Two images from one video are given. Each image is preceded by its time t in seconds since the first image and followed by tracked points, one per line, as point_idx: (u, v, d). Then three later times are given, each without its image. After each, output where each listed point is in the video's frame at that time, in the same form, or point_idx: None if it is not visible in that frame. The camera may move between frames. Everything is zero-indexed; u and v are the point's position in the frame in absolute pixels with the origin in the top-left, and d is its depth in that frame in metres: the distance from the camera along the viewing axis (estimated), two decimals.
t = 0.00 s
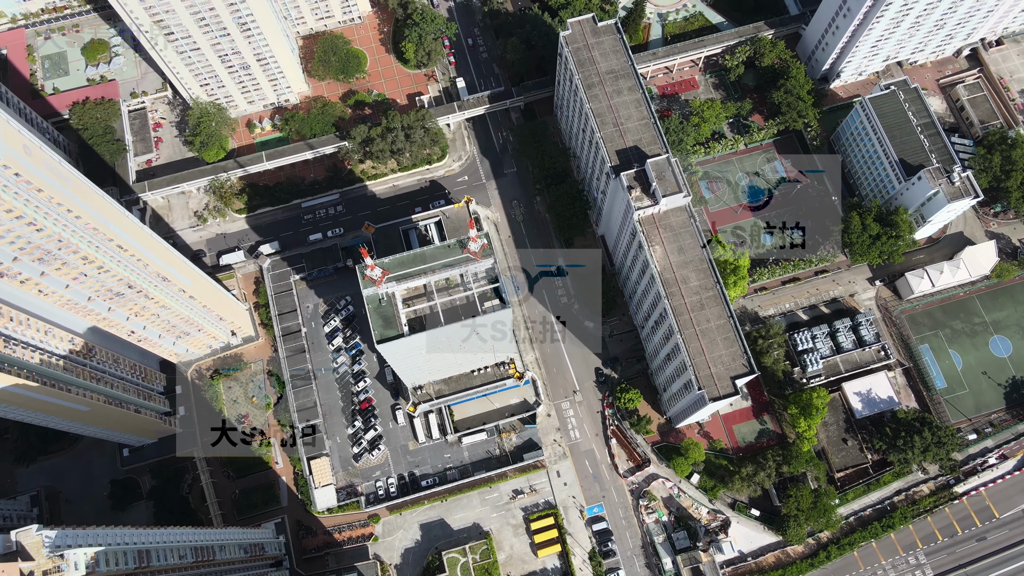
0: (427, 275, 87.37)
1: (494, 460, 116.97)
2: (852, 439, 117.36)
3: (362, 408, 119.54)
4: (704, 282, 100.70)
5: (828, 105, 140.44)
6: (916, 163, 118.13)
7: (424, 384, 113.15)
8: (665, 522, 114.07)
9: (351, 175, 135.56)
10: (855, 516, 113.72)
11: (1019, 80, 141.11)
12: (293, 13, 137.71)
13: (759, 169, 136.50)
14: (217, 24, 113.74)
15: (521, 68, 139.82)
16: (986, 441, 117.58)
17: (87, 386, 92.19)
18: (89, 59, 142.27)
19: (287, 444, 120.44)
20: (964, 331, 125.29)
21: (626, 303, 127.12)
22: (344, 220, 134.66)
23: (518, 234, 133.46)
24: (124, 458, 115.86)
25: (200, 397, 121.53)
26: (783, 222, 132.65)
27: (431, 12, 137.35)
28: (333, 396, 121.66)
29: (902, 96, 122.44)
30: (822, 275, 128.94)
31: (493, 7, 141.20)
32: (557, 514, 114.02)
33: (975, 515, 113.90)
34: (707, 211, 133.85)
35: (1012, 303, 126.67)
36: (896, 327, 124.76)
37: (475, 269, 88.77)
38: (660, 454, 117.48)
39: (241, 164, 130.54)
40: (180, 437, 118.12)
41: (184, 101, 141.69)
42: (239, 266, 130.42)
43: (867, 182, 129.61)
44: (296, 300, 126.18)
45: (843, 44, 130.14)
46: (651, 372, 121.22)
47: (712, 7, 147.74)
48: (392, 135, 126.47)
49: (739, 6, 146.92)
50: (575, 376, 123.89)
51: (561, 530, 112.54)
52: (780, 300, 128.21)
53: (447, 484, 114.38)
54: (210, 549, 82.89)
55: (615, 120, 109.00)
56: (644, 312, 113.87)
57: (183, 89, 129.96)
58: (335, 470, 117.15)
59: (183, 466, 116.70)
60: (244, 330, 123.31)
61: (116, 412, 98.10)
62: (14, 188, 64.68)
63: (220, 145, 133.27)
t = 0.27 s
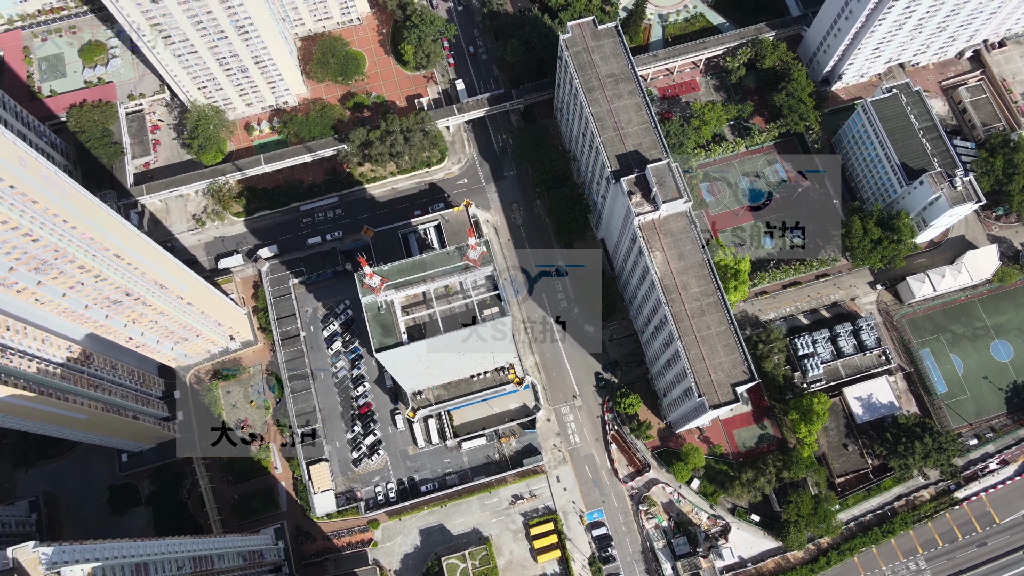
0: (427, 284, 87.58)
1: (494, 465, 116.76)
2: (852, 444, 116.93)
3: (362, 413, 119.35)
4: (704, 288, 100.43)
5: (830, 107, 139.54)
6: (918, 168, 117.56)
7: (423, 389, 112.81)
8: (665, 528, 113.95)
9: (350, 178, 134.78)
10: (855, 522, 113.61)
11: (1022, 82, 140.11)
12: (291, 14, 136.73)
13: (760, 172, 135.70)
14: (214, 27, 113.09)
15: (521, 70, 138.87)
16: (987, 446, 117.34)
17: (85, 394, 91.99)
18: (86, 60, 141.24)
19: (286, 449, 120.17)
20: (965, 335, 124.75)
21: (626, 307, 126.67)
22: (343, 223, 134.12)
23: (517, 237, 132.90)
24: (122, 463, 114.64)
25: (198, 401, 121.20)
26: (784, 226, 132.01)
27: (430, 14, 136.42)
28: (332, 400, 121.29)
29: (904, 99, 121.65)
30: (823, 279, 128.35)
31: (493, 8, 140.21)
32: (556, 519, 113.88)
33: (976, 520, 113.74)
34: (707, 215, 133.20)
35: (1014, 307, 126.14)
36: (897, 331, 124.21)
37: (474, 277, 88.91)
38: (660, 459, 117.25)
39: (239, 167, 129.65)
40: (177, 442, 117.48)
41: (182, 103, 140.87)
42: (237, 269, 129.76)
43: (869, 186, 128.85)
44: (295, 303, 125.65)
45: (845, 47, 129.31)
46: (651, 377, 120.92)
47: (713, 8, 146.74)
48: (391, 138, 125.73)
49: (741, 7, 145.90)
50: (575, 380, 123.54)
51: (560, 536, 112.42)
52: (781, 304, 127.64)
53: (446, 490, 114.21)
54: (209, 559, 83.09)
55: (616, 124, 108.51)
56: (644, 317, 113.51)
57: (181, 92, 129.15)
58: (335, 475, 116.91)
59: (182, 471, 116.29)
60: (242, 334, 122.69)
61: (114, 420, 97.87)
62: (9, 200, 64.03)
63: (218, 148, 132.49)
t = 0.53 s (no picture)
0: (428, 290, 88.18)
1: (493, 470, 116.54)
2: (853, 449, 116.63)
3: (362, 417, 118.58)
4: (704, 295, 100.22)
5: (831, 110, 138.69)
6: (920, 172, 116.99)
7: (422, 395, 112.44)
8: (665, 533, 113.85)
9: (349, 181, 133.99)
10: (856, 527, 113.42)
11: None
12: (289, 16, 135.84)
13: (761, 174, 135.03)
14: (212, 30, 112.62)
15: (521, 72, 138.05)
16: (987, 451, 117.10)
17: (82, 402, 91.85)
18: (83, 62, 140.22)
19: (285, 454, 119.77)
20: (966, 340, 124.23)
21: (626, 311, 126.24)
22: (342, 226, 133.44)
23: (517, 241, 132.35)
24: (121, 468, 114.91)
25: (197, 406, 120.85)
26: (784, 229, 131.35)
27: (429, 16, 135.53)
28: (332, 405, 120.67)
29: (906, 102, 120.97)
30: (824, 283, 127.73)
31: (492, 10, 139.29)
32: (556, 525, 113.65)
33: (976, 525, 113.54)
34: (709, 218, 132.29)
35: (1015, 311, 125.50)
36: (898, 336, 123.66)
37: (473, 284, 89.19)
38: (660, 464, 116.98)
39: (238, 171, 129.11)
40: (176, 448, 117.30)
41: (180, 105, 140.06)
42: (236, 273, 129.14)
43: (870, 189, 128.24)
44: (294, 307, 124.83)
45: (847, 49, 128.56)
46: (651, 382, 120.61)
47: (714, 9, 145.67)
48: (390, 141, 125.02)
49: (742, 8, 144.89)
50: (575, 385, 123.17)
51: (560, 541, 112.25)
52: (781, 308, 126.99)
53: (445, 495, 114.12)
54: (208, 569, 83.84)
55: (616, 129, 108.18)
56: (644, 322, 113.21)
57: (178, 95, 128.43)
58: (334, 480, 116.60)
59: (181, 477, 116.18)
60: (241, 339, 122.15)
61: (112, 427, 97.75)
62: (4, 212, 63.75)
63: (217, 151, 131.78)
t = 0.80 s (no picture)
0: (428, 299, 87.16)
1: (492, 475, 116.34)
2: (853, 454, 116.43)
3: (361, 422, 118.33)
4: (704, 301, 99.99)
5: (833, 112, 137.77)
6: (921, 175, 116.42)
7: (422, 400, 112.07)
8: (665, 538, 113.90)
9: (348, 184, 133.30)
10: (856, 532, 113.33)
11: None
12: (287, 17, 134.95)
13: (761, 177, 134.27)
14: (209, 33, 112.17)
15: (521, 74, 137.25)
16: (988, 456, 116.91)
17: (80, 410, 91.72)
18: (80, 64, 139.18)
19: (284, 459, 119.40)
20: (968, 344, 123.79)
21: (626, 316, 125.81)
22: (341, 229, 132.82)
23: (517, 244, 131.83)
24: (119, 473, 114.14)
25: (196, 411, 120.46)
26: (786, 232, 130.63)
27: (428, 18, 134.59)
28: (331, 410, 120.37)
29: (908, 105, 120.27)
30: (825, 287, 127.17)
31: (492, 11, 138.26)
32: (556, 530, 113.61)
33: (976, 531, 113.43)
34: (709, 222, 131.69)
35: (1017, 315, 124.92)
36: (899, 340, 123.28)
37: (472, 292, 88.34)
38: (660, 469, 116.82)
39: (236, 174, 128.49)
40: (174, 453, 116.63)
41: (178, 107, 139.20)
42: (234, 277, 128.64)
43: (871, 193, 127.65)
44: (293, 311, 124.36)
45: (848, 51, 127.74)
46: (651, 387, 120.29)
47: (715, 10, 144.56)
48: (389, 145, 124.27)
49: (743, 9, 143.85)
50: (575, 389, 122.88)
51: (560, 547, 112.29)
52: (782, 312, 126.50)
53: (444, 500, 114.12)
54: None
55: (616, 133, 107.90)
56: (644, 327, 112.92)
57: (176, 98, 127.71)
58: (333, 485, 116.37)
59: (180, 482, 115.90)
60: (240, 343, 121.60)
61: (110, 434, 97.65)
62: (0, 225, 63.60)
63: (215, 154, 130.94)
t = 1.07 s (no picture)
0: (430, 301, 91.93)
1: (491, 480, 116.09)
2: (853, 459, 116.05)
3: (360, 427, 118.01)
4: (705, 307, 99.88)
5: (834, 115, 137.04)
6: (923, 179, 115.76)
7: (421, 405, 111.70)
8: (664, 544, 114.01)
9: (346, 187, 132.61)
10: (856, 537, 113.28)
11: None
12: (285, 19, 134.03)
13: (762, 180, 133.37)
14: (206, 37, 111.73)
15: (520, 76, 136.51)
16: (989, 461, 116.65)
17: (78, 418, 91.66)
18: (77, 66, 138.16)
19: (283, 464, 119.19)
20: (968, 348, 123.32)
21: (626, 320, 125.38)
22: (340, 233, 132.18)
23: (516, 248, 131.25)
24: (118, 478, 114.03)
25: (195, 416, 120.29)
26: (786, 236, 129.97)
27: (426, 19, 133.64)
28: (330, 414, 119.26)
29: (909, 109, 119.60)
30: (825, 291, 126.74)
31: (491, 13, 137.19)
32: (555, 535, 113.60)
33: (976, 536, 113.28)
34: (709, 225, 131.09)
35: (1019, 319, 124.29)
36: (899, 344, 123.08)
37: (471, 300, 93.22)
38: (659, 474, 116.73)
39: (234, 177, 127.78)
40: (173, 458, 116.26)
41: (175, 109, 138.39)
42: (233, 281, 128.22)
43: (872, 197, 127.06)
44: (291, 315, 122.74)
45: (850, 54, 126.88)
46: (651, 392, 120.03)
47: (716, 11, 143.35)
48: (388, 148, 123.48)
49: (744, 10, 142.74)
50: (574, 394, 122.59)
51: (560, 552, 112.37)
52: (782, 316, 126.05)
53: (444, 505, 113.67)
54: None
55: (616, 138, 107.66)
56: (644, 333, 112.72)
57: (173, 100, 127.05)
58: (332, 490, 115.91)
59: (178, 487, 115.60)
60: (238, 348, 121.25)
61: (108, 442, 97.56)
62: None
63: (213, 157, 130.23)
